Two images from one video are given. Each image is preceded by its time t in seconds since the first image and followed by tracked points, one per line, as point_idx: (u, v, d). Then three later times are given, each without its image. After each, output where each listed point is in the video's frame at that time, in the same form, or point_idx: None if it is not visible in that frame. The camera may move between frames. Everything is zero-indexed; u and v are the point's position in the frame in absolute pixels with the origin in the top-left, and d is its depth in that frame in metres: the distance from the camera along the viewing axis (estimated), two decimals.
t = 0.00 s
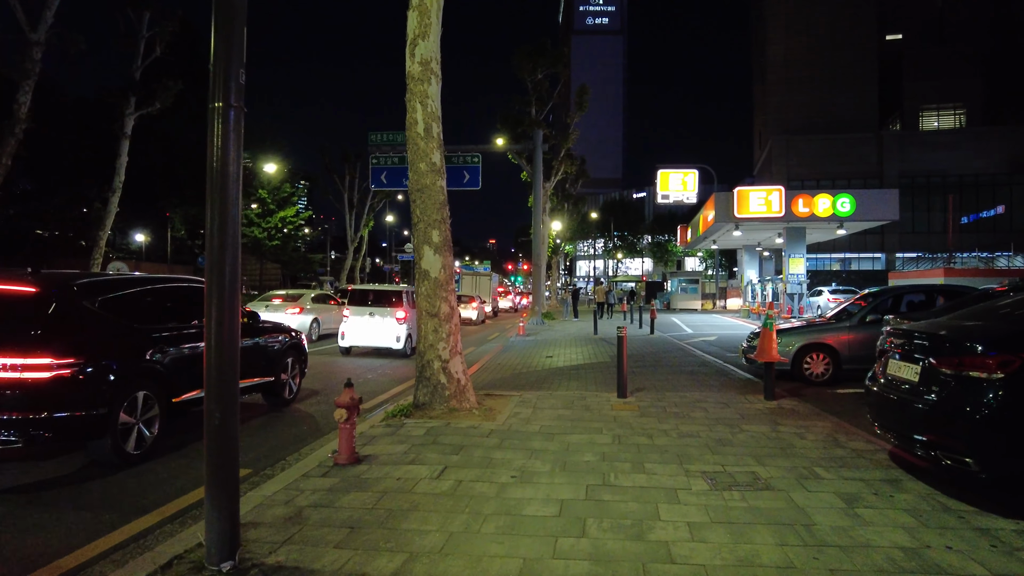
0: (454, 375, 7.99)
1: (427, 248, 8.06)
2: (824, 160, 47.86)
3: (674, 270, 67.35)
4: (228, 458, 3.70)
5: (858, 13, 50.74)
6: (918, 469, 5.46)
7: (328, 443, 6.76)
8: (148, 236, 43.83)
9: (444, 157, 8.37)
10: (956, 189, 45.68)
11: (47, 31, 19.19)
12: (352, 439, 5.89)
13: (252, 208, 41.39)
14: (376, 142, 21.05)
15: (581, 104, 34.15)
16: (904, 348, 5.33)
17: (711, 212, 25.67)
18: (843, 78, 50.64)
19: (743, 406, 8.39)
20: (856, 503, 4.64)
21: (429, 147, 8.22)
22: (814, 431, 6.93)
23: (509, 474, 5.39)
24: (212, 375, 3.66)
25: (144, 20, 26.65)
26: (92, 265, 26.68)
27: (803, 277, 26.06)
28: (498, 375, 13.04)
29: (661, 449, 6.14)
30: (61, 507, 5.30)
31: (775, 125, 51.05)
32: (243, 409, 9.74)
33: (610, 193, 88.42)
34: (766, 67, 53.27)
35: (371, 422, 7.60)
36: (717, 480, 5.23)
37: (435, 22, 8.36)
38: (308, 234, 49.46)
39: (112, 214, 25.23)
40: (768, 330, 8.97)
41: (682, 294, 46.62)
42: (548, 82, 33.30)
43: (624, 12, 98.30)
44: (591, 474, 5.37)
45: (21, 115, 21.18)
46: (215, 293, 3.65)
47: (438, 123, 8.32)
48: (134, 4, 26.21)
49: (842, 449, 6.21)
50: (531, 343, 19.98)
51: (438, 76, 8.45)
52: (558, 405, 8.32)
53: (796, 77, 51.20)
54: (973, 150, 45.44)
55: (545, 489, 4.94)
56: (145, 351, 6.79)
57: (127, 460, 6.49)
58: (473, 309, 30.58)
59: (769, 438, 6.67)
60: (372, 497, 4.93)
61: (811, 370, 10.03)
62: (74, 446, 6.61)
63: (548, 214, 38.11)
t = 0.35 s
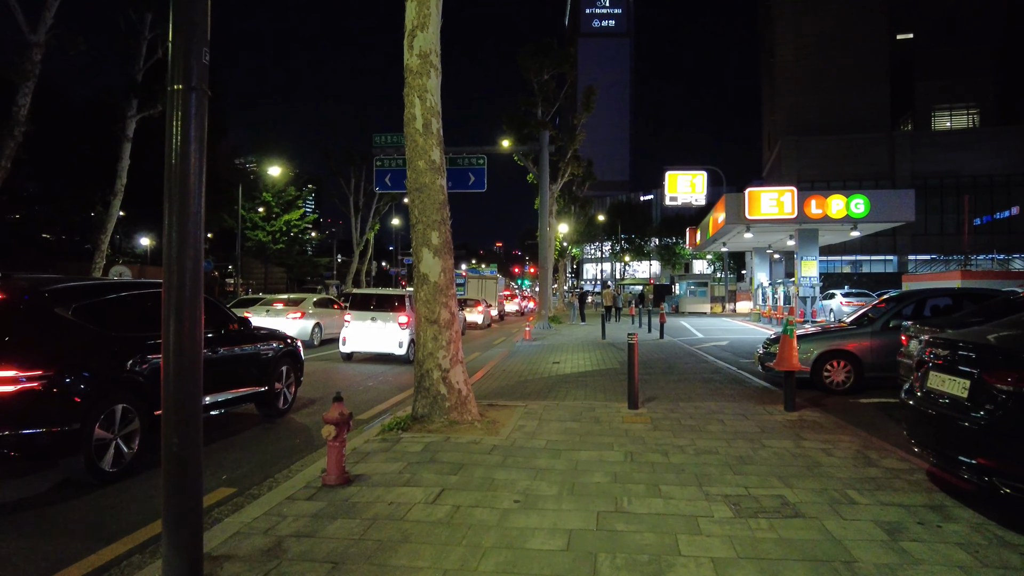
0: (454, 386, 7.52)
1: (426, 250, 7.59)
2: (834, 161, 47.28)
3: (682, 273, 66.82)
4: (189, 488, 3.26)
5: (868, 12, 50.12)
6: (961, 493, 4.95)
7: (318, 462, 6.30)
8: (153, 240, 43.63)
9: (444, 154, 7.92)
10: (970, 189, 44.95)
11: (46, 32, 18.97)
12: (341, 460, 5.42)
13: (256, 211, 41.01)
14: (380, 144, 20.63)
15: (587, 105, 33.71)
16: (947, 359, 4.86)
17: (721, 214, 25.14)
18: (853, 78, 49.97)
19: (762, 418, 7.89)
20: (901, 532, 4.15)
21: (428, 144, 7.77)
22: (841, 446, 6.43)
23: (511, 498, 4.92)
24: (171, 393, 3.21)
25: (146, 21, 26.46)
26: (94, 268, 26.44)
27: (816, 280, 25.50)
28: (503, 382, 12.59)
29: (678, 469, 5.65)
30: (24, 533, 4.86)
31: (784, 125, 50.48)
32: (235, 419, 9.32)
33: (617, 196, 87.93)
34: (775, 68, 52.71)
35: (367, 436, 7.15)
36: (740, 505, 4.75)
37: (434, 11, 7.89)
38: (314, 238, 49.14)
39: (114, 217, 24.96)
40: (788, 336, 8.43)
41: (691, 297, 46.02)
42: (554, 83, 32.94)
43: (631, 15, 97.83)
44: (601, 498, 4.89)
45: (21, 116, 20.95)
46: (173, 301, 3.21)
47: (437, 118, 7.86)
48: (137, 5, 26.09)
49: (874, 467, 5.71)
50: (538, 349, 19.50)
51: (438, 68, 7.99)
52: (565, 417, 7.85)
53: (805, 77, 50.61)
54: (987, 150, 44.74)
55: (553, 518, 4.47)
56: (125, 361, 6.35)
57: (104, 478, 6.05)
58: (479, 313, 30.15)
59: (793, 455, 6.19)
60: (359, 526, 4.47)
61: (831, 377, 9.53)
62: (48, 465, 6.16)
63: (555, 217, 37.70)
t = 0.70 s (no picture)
0: (455, 392, 7.05)
1: (425, 247, 7.12)
2: (846, 161, 46.60)
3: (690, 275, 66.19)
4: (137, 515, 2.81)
5: (879, 10, 49.36)
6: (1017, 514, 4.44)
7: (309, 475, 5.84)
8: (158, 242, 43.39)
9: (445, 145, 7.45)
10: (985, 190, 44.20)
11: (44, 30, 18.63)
12: (329, 475, 4.95)
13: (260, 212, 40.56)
14: (384, 142, 20.17)
15: (595, 103, 33.18)
16: (1002, 367, 4.39)
17: (733, 213, 24.57)
18: (865, 77, 49.23)
19: (785, 428, 7.36)
20: (957, 563, 3.65)
21: (427, 135, 7.30)
22: (874, 459, 5.90)
23: (514, 519, 4.43)
24: (115, 406, 2.75)
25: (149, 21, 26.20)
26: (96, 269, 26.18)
27: (830, 281, 24.92)
28: (508, 387, 12.09)
29: (697, 486, 5.16)
30: None
31: (794, 125, 49.80)
32: (227, 425, 8.87)
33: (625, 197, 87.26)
34: (785, 67, 52.01)
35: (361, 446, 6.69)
36: (770, 528, 4.25)
37: None
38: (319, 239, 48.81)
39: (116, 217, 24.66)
40: (811, 340, 7.91)
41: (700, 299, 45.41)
42: (561, 81, 32.42)
43: (639, 15, 97.05)
44: (614, 520, 4.39)
45: (21, 116, 20.66)
46: (118, 300, 2.76)
47: (438, 108, 7.38)
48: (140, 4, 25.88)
49: (913, 483, 5.19)
50: (545, 352, 19.03)
51: (439, 55, 7.50)
52: (573, 426, 7.36)
53: (816, 76, 49.89)
54: (1002, 149, 43.99)
55: (563, 544, 4.00)
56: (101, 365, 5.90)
57: (78, 491, 5.61)
58: (485, 315, 29.67)
59: (821, 468, 5.69)
60: (345, 552, 4.00)
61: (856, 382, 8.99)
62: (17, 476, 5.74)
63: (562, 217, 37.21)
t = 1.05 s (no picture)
0: (449, 402, 6.57)
1: (417, 246, 6.66)
2: (850, 162, 46.13)
3: (692, 277, 65.73)
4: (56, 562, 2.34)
5: (884, 10, 48.87)
6: None
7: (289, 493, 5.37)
8: (156, 244, 43.00)
9: (439, 138, 7.00)
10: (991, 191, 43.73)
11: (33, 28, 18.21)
12: (306, 496, 4.48)
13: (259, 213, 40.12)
14: (382, 142, 19.71)
15: (597, 103, 32.74)
16: None
17: (738, 214, 24.10)
18: (869, 77, 48.75)
19: (801, 439, 6.88)
20: None
21: (420, 126, 6.85)
22: (901, 476, 5.44)
23: (510, 549, 3.96)
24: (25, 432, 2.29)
25: (144, 18, 25.79)
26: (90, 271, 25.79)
27: (836, 283, 24.44)
28: (507, 393, 11.63)
29: (712, 508, 4.69)
30: None
31: (798, 126, 49.33)
32: (210, 434, 8.40)
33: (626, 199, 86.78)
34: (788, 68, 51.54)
35: (346, 460, 6.21)
36: (796, 560, 3.77)
37: None
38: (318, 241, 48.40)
39: (111, 218, 24.27)
40: (828, 346, 7.44)
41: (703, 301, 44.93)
42: (563, 81, 31.98)
43: (640, 17, 96.61)
44: (621, 549, 3.94)
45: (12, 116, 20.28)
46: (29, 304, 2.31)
47: (431, 98, 6.91)
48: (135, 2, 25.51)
49: (950, 504, 4.70)
50: (545, 356, 18.57)
51: (433, 42, 7.01)
52: (575, 437, 6.90)
53: (820, 77, 49.41)
54: (1008, 150, 43.53)
55: None
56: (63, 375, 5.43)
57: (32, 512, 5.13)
58: (485, 317, 29.24)
59: (845, 486, 5.21)
60: None
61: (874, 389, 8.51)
62: None
63: (563, 219, 36.78)
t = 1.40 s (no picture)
0: (441, 412, 6.12)
1: (406, 244, 6.21)
2: (854, 162, 45.71)
3: (694, 278, 65.32)
4: None
5: (888, 8, 48.40)
6: None
7: (265, 513, 4.91)
8: (154, 245, 42.63)
9: (430, 128, 6.56)
10: (996, 191, 43.28)
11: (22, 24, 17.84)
12: (277, 521, 4.03)
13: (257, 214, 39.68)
14: (378, 141, 19.30)
15: (598, 102, 32.32)
16: None
17: (741, 214, 23.68)
18: (873, 76, 48.25)
19: (818, 452, 6.42)
20: None
21: (410, 116, 6.40)
22: (932, 494, 4.96)
23: None
24: None
25: (139, 15, 25.40)
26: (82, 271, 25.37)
27: (842, 284, 23.98)
28: (506, 400, 11.18)
29: (728, 534, 4.24)
30: None
31: (801, 126, 48.90)
32: (190, 444, 7.96)
33: (627, 200, 86.37)
34: (791, 67, 51.08)
35: (329, 476, 5.76)
36: None
37: None
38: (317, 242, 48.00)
39: (104, 218, 23.86)
40: (846, 350, 6.95)
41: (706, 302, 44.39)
42: (564, 79, 31.55)
43: (641, 18, 96.12)
44: None
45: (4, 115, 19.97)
46: None
47: (421, 86, 6.45)
48: None
49: (992, 529, 4.24)
50: (545, 358, 18.15)
51: (423, 26, 6.54)
52: (576, 449, 6.44)
53: (823, 76, 48.94)
54: (1013, 149, 43.08)
55: None
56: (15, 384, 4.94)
57: None
58: (485, 319, 28.83)
59: (872, 505, 4.74)
60: None
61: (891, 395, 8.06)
62: None
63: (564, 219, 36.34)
